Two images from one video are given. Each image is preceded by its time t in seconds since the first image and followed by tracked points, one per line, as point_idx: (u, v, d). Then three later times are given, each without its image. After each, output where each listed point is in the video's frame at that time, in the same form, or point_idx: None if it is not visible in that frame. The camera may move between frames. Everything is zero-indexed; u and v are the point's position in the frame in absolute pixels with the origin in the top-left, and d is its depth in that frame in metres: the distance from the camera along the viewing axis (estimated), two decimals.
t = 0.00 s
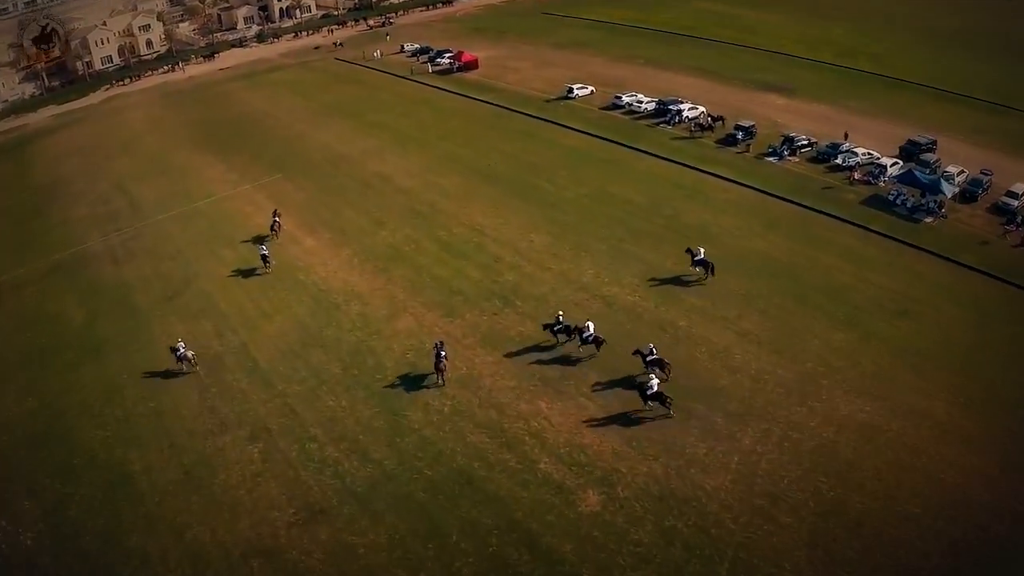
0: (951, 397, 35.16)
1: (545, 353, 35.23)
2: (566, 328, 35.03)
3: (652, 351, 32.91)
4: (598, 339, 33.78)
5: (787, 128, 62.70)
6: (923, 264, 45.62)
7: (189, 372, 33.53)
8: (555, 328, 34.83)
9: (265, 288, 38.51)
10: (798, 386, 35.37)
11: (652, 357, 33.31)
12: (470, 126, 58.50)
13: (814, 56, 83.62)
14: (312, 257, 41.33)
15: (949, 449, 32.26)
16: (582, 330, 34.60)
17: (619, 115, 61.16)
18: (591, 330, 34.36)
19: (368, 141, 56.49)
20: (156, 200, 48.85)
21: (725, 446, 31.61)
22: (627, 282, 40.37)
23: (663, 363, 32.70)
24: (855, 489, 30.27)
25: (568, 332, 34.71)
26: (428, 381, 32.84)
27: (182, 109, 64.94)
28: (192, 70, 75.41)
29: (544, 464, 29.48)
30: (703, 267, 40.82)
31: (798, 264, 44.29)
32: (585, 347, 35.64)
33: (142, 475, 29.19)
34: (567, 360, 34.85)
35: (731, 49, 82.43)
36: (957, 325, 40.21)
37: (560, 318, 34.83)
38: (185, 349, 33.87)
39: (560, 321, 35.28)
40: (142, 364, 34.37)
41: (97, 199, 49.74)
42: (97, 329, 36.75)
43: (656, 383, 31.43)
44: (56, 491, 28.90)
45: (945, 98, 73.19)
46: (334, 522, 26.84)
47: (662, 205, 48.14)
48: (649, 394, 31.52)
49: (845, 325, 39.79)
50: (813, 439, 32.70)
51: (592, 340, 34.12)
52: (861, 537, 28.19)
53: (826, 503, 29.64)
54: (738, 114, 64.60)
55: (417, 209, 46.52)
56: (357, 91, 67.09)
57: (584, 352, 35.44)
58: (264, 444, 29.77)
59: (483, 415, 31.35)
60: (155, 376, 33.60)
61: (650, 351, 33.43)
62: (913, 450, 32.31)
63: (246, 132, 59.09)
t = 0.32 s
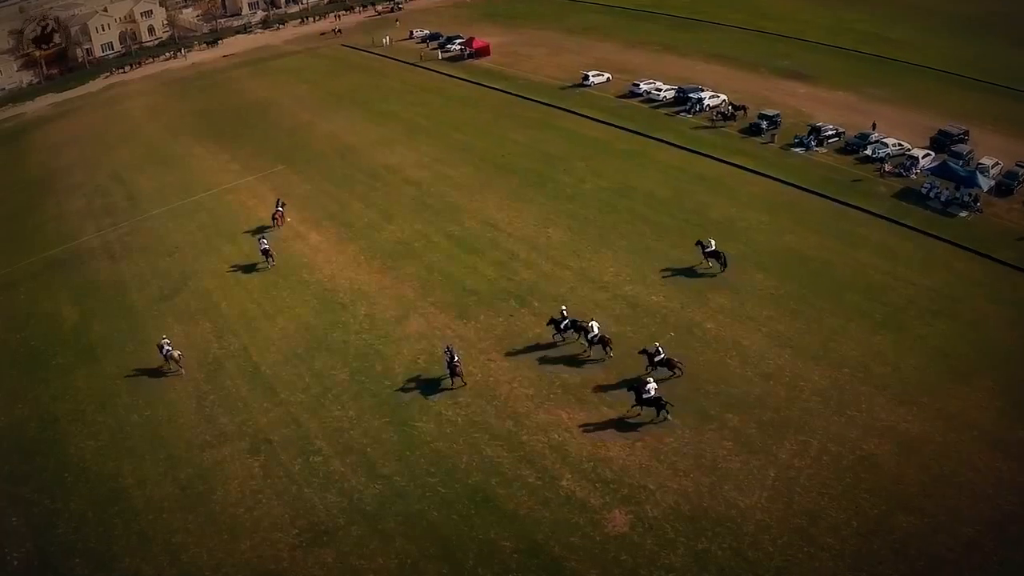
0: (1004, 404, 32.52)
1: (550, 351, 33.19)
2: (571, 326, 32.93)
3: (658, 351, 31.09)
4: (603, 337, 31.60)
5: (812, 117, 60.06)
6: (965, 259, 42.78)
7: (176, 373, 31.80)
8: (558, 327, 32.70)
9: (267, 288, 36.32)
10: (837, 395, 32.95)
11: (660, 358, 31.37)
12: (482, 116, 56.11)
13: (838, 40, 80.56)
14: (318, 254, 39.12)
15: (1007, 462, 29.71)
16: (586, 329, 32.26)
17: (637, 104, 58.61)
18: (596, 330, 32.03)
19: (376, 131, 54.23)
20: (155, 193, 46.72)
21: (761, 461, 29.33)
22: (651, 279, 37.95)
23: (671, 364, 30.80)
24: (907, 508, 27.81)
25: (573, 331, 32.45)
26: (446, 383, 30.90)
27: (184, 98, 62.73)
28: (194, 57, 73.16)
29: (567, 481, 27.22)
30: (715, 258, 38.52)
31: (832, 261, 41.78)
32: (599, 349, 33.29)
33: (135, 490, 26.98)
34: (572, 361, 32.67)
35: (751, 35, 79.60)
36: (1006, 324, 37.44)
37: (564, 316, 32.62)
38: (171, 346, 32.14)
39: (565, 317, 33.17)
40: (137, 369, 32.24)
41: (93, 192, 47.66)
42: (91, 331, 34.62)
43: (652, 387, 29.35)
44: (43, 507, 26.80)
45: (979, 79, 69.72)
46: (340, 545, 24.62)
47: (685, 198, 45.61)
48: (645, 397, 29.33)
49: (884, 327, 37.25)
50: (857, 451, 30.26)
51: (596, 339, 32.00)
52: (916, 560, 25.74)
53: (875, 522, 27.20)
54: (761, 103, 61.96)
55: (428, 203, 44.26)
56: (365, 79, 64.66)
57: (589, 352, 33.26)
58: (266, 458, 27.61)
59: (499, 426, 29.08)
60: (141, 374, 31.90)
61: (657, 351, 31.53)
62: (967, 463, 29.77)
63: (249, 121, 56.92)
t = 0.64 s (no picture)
0: None
1: (553, 351, 31.26)
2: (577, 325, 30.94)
3: (659, 353, 28.98)
4: (612, 340, 29.43)
5: (839, 108, 57.56)
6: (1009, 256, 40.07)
7: (161, 370, 30.36)
8: (560, 326, 30.64)
9: (270, 288, 34.34)
10: (879, 405, 30.67)
11: (662, 360, 29.21)
12: (495, 106, 53.86)
13: (862, 26, 77.66)
14: (324, 253, 37.10)
15: None
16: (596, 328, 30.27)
17: (656, 94, 56.23)
18: (606, 330, 29.94)
19: (384, 121, 52.14)
20: (155, 187, 44.84)
21: (801, 479, 27.18)
22: (677, 280, 35.76)
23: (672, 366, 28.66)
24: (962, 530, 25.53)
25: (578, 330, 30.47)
26: (456, 390, 28.98)
27: (187, 87, 60.78)
28: (198, 45, 71.06)
29: (591, 502, 25.14)
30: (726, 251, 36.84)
31: (867, 260, 39.40)
32: (607, 350, 31.29)
33: (129, 510, 25.06)
34: (578, 363, 30.69)
35: (772, 22, 76.92)
36: None
37: (568, 314, 30.54)
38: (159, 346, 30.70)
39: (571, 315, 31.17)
40: (132, 376, 30.30)
41: (91, 185, 45.87)
42: (85, 334, 32.76)
43: (652, 390, 27.17)
44: (29, 526, 24.89)
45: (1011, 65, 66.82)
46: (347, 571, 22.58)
47: (709, 193, 43.34)
48: (644, 403, 27.25)
49: (925, 331, 34.88)
50: (904, 466, 27.99)
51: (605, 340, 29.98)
52: None
53: (929, 545, 24.93)
54: (785, 93, 59.52)
55: (439, 197, 42.14)
56: (373, 67, 62.50)
57: (595, 352, 31.31)
58: (268, 475, 25.62)
59: (518, 441, 27.00)
60: (127, 374, 30.42)
61: (659, 353, 29.41)
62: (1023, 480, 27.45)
63: (253, 112, 54.90)
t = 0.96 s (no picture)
0: None
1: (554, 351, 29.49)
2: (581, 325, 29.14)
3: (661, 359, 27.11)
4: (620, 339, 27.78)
5: (869, 99, 55.09)
6: None
7: (152, 371, 28.91)
8: (565, 324, 28.90)
9: (275, 289, 32.52)
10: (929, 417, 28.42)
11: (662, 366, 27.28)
12: (510, 95, 51.76)
13: (892, 10, 74.63)
14: (332, 251, 35.23)
15: None
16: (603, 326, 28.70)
17: (679, 83, 53.92)
18: (614, 328, 28.32)
19: (396, 111, 50.18)
20: (157, 179, 43.10)
21: (847, 500, 25.08)
22: (705, 281, 33.72)
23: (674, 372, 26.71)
24: None
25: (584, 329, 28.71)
26: (454, 391, 27.34)
27: (192, 75, 58.88)
28: (204, 32, 69.13)
29: (619, 526, 23.19)
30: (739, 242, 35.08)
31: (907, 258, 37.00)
32: (615, 350, 29.54)
33: (123, 530, 23.35)
34: (584, 363, 28.96)
35: (797, 9, 74.26)
36: None
37: (574, 313, 28.79)
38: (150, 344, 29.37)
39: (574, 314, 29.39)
40: (130, 383, 28.60)
41: (91, 177, 44.20)
42: (81, 337, 31.09)
43: (652, 398, 25.42)
44: (16, 544, 23.20)
45: None
46: None
47: (736, 189, 41.14)
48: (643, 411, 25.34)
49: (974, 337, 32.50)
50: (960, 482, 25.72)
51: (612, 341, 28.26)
52: None
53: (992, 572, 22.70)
54: (813, 83, 57.08)
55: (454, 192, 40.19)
56: (385, 54, 60.41)
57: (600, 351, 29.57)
58: (271, 494, 23.83)
59: (539, 458, 25.08)
60: (116, 372, 29.14)
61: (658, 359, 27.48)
62: None
63: (260, 101, 53.02)
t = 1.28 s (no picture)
0: None
1: (554, 348, 27.96)
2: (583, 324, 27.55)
3: (666, 362, 25.38)
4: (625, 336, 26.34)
5: (900, 89, 52.70)
6: None
7: (143, 367, 27.83)
8: (568, 323, 27.24)
9: (280, 290, 30.81)
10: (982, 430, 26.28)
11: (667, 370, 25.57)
12: (526, 84, 49.72)
13: None
14: (340, 249, 33.47)
15: None
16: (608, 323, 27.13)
17: (701, 72, 51.72)
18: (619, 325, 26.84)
19: (406, 100, 48.27)
20: (159, 172, 41.46)
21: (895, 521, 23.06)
22: (734, 284, 31.77)
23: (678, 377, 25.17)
24: None
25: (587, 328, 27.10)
26: (458, 397, 25.70)
27: (197, 62, 57.18)
28: (211, 18, 67.22)
29: (647, 554, 21.33)
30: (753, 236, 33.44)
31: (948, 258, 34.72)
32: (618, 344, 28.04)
33: (115, 552, 21.69)
34: (587, 360, 27.46)
35: None
36: None
37: (574, 311, 27.15)
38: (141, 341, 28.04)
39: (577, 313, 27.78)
40: (126, 390, 27.01)
41: (91, 169, 42.66)
42: (76, 340, 29.49)
43: (651, 406, 23.73)
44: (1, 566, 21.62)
45: None
46: None
47: (765, 185, 39.10)
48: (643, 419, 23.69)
49: None
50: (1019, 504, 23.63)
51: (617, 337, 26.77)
52: None
53: None
54: (840, 73, 54.73)
55: (467, 187, 38.30)
56: (396, 42, 58.42)
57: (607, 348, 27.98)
58: (274, 515, 22.14)
59: (560, 477, 23.26)
60: (109, 371, 27.86)
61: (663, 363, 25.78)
62: None
63: (267, 89, 51.18)
